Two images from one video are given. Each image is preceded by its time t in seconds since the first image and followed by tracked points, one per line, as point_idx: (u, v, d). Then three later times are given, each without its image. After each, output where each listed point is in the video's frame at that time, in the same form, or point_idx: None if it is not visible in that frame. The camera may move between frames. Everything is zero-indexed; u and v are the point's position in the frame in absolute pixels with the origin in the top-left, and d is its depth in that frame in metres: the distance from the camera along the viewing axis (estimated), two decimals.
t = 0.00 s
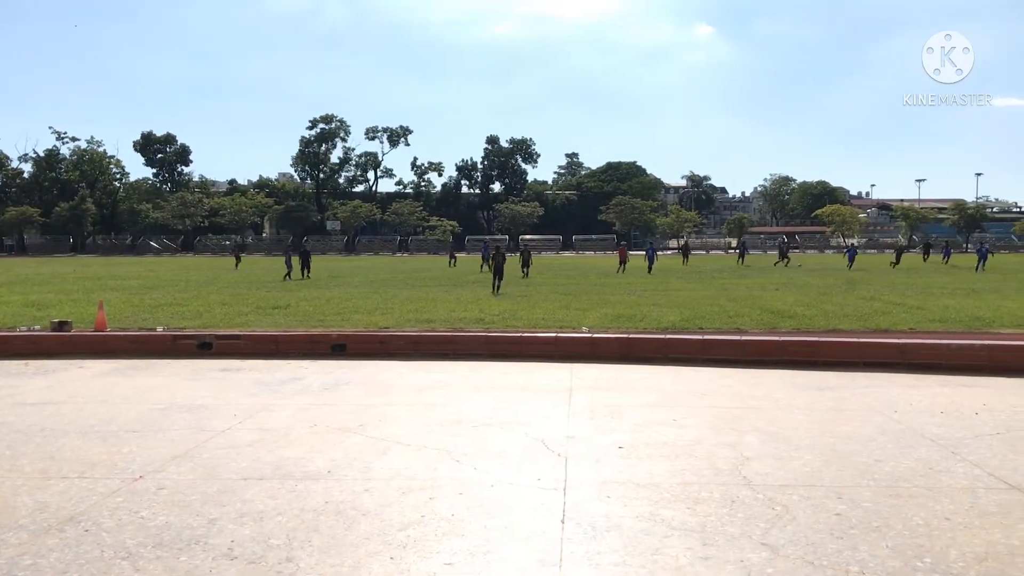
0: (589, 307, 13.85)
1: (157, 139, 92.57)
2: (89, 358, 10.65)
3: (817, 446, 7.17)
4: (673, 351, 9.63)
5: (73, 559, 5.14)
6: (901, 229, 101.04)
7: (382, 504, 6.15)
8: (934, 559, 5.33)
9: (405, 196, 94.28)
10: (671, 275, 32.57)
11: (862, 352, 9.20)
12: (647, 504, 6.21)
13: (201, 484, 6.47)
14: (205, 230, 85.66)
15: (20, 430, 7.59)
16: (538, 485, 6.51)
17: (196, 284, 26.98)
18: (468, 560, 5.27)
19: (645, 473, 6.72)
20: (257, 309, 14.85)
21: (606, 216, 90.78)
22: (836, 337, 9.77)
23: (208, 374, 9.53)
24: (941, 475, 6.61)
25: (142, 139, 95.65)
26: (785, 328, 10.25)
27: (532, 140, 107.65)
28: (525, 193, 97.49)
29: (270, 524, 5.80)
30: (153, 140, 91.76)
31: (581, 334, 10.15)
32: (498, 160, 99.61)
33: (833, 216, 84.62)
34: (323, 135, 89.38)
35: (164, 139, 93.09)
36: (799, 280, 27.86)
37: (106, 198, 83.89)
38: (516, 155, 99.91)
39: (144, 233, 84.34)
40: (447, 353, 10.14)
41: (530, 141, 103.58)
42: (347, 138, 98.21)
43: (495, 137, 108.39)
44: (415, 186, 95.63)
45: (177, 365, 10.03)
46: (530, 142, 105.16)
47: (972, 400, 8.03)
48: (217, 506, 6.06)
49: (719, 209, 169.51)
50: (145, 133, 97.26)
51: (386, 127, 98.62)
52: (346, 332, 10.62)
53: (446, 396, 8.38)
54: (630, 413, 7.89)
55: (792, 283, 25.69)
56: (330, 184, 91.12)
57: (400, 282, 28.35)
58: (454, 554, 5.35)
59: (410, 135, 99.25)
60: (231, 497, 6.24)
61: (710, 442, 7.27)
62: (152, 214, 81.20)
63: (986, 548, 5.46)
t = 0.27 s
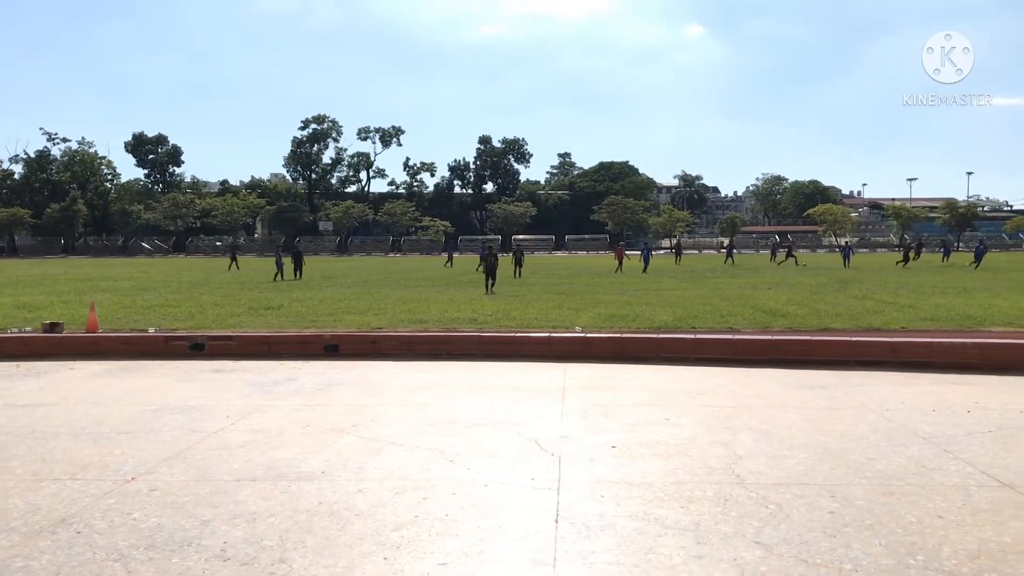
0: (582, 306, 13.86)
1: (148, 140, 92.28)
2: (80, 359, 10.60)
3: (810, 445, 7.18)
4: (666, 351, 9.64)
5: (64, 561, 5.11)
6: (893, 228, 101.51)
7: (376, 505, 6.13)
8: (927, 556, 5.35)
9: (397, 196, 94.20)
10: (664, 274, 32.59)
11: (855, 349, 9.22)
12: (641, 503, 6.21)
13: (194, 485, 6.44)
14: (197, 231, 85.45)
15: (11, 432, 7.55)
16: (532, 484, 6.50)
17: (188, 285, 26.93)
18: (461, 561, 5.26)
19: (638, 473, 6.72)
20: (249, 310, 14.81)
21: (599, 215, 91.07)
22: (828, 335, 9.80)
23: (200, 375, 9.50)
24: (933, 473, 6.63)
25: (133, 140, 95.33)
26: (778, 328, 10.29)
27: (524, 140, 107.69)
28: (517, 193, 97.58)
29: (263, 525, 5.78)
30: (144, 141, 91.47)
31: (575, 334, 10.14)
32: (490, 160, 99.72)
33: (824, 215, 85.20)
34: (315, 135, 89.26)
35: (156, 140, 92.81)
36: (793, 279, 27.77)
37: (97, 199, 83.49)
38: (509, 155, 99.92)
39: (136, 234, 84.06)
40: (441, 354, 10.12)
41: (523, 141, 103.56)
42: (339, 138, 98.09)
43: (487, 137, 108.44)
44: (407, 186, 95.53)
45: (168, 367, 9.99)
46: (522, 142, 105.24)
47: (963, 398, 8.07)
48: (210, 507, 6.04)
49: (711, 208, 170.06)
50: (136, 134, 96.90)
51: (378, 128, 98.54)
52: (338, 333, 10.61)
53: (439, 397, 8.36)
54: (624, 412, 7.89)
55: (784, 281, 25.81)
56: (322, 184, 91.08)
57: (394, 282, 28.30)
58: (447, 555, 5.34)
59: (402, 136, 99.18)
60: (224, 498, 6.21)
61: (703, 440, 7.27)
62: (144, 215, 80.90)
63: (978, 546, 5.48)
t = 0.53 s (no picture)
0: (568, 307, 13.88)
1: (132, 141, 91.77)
2: (63, 362, 10.51)
3: (794, 443, 7.20)
4: (651, 351, 9.66)
5: (46, 567, 5.06)
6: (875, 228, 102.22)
7: (361, 507, 6.10)
8: (911, 554, 5.38)
9: (383, 197, 94.06)
10: (646, 275, 32.68)
11: (839, 348, 9.26)
12: (626, 503, 6.22)
13: (178, 488, 6.40)
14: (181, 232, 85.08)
15: None
16: (518, 485, 6.49)
17: (171, 288, 26.76)
18: (447, 562, 5.25)
19: (624, 472, 6.72)
20: (233, 312, 14.74)
21: (585, 216, 91.48)
22: (813, 334, 9.84)
23: (184, 378, 9.43)
24: (917, 471, 6.67)
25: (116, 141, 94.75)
26: (762, 327, 10.32)
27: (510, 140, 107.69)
28: (503, 193, 97.67)
29: (247, 527, 5.74)
30: (127, 142, 90.97)
31: (561, 335, 10.15)
32: (475, 160, 99.71)
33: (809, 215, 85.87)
34: (300, 136, 89.01)
35: (139, 141, 92.29)
36: (775, 279, 27.85)
37: (80, 201, 82.84)
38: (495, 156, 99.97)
39: (119, 236, 83.54)
40: (427, 354, 10.11)
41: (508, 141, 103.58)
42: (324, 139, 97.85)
43: (473, 137, 108.38)
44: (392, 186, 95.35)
45: (152, 369, 9.92)
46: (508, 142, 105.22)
47: (946, 396, 8.12)
48: (194, 510, 6.00)
49: (696, 208, 170.78)
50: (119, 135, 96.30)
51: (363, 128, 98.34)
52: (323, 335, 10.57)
53: (425, 399, 8.34)
54: (609, 412, 7.89)
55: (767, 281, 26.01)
56: (307, 185, 91.00)
57: (379, 283, 28.22)
58: (433, 556, 5.32)
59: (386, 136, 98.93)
60: (208, 501, 6.18)
61: (689, 440, 7.28)
62: (127, 217, 80.37)
63: (962, 543, 5.52)
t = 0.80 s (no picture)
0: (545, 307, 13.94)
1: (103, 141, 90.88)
2: (32, 366, 10.36)
3: (768, 442, 7.23)
4: (626, 350, 9.69)
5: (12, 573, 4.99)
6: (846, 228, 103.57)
7: (334, 509, 6.06)
8: (881, 551, 5.43)
9: (358, 197, 93.76)
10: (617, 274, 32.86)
11: (812, 348, 9.33)
12: (601, 502, 6.23)
13: (149, 492, 6.33)
14: (153, 234, 84.37)
15: None
16: (492, 485, 6.47)
17: (141, 289, 26.51)
18: (421, 564, 5.23)
19: (599, 471, 6.72)
20: (207, 314, 14.61)
21: (561, 217, 91.71)
22: (786, 333, 9.92)
23: (156, 380, 9.33)
24: (889, 469, 6.73)
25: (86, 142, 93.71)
26: (736, 326, 10.38)
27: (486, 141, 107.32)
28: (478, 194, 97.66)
29: (219, 531, 5.69)
30: (98, 142, 90.09)
31: (537, 335, 10.16)
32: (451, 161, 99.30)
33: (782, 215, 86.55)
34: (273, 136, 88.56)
35: (110, 142, 91.44)
36: (746, 279, 28.00)
37: (50, 202, 81.89)
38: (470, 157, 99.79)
39: (90, 238, 82.63)
40: (402, 356, 10.08)
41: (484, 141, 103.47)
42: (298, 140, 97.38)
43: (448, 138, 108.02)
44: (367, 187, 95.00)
45: (123, 372, 9.80)
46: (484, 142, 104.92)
47: (917, 394, 8.21)
48: (164, 514, 5.94)
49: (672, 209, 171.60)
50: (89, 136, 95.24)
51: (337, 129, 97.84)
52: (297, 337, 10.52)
53: (400, 400, 8.29)
54: (585, 412, 7.90)
55: (743, 281, 26.11)
56: (281, 185, 90.53)
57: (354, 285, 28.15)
58: (407, 558, 5.30)
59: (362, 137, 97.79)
60: (179, 505, 6.10)
61: (663, 439, 7.30)
62: (99, 218, 79.52)
63: (932, 539, 5.58)
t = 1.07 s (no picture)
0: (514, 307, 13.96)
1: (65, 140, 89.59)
2: None
3: (734, 440, 7.28)
4: (594, 350, 9.72)
5: None
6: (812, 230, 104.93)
7: (300, 511, 6.00)
8: (845, 547, 5.50)
9: (325, 197, 93.28)
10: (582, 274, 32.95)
11: (777, 347, 9.42)
12: (568, 502, 6.23)
13: (111, 495, 6.23)
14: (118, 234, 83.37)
15: None
16: (459, 485, 6.43)
17: (104, 290, 26.12)
18: (387, 564, 5.20)
19: (566, 470, 6.72)
20: (173, 315, 14.46)
21: (529, 217, 91.78)
22: (752, 332, 10.00)
23: (119, 382, 9.21)
24: (852, 466, 6.80)
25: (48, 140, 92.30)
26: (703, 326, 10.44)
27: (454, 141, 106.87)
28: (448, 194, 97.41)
29: (182, 533, 5.62)
30: (60, 141, 88.79)
31: (506, 335, 10.16)
32: (419, 161, 98.93)
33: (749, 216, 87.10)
34: (240, 135, 87.83)
35: (73, 141, 90.17)
36: (711, 279, 28.04)
37: (11, 202, 80.57)
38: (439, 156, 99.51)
39: (52, 237, 81.39)
40: (370, 356, 10.03)
41: (453, 141, 103.18)
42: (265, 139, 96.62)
43: (416, 138, 107.46)
44: (336, 186, 94.47)
45: (86, 374, 9.66)
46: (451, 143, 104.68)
47: (881, 391, 8.32)
48: (126, 517, 5.85)
49: (640, 210, 172.71)
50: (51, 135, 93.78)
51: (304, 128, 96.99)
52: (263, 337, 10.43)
53: (368, 400, 8.23)
54: (552, 411, 7.90)
55: (711, 281, 26.26)
56: (248, 185, 89.89)
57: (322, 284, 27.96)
58: (373, 559, 5.27)
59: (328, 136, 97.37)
60: (142, 507, 6.02)
61: (630, 438, 7.31)
62: (61, 218, 78.37)
63: (894, 535, 5.66)
